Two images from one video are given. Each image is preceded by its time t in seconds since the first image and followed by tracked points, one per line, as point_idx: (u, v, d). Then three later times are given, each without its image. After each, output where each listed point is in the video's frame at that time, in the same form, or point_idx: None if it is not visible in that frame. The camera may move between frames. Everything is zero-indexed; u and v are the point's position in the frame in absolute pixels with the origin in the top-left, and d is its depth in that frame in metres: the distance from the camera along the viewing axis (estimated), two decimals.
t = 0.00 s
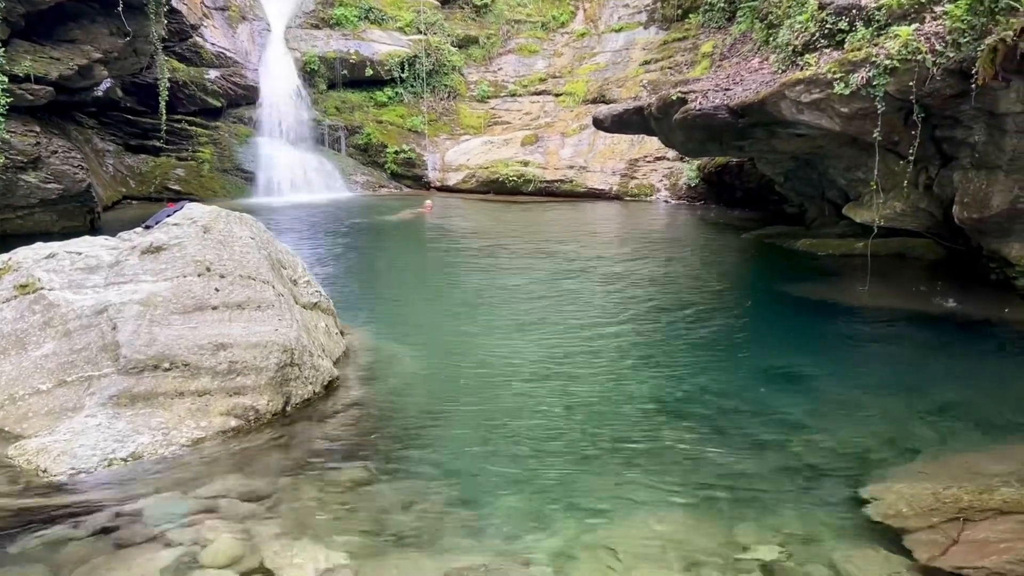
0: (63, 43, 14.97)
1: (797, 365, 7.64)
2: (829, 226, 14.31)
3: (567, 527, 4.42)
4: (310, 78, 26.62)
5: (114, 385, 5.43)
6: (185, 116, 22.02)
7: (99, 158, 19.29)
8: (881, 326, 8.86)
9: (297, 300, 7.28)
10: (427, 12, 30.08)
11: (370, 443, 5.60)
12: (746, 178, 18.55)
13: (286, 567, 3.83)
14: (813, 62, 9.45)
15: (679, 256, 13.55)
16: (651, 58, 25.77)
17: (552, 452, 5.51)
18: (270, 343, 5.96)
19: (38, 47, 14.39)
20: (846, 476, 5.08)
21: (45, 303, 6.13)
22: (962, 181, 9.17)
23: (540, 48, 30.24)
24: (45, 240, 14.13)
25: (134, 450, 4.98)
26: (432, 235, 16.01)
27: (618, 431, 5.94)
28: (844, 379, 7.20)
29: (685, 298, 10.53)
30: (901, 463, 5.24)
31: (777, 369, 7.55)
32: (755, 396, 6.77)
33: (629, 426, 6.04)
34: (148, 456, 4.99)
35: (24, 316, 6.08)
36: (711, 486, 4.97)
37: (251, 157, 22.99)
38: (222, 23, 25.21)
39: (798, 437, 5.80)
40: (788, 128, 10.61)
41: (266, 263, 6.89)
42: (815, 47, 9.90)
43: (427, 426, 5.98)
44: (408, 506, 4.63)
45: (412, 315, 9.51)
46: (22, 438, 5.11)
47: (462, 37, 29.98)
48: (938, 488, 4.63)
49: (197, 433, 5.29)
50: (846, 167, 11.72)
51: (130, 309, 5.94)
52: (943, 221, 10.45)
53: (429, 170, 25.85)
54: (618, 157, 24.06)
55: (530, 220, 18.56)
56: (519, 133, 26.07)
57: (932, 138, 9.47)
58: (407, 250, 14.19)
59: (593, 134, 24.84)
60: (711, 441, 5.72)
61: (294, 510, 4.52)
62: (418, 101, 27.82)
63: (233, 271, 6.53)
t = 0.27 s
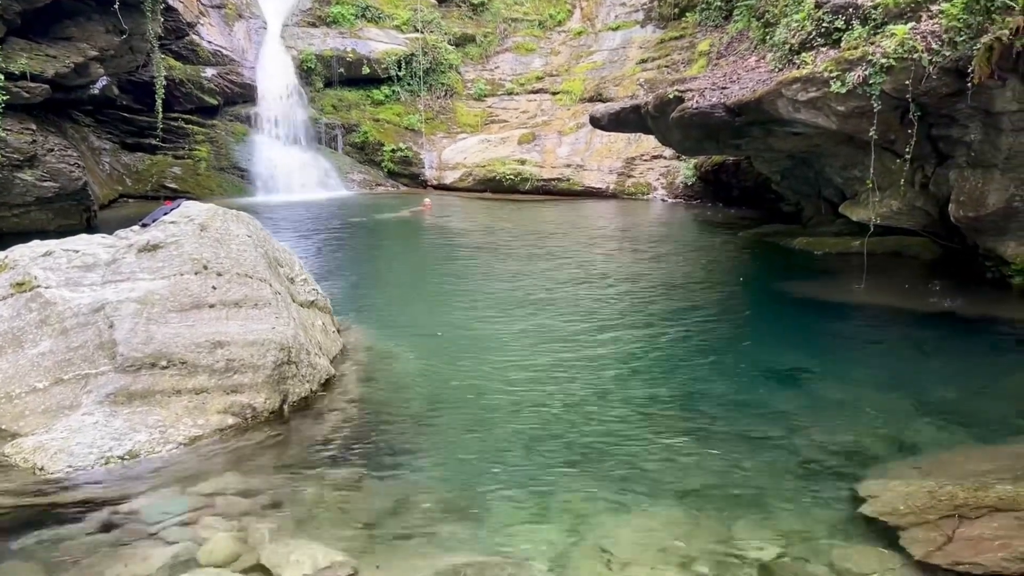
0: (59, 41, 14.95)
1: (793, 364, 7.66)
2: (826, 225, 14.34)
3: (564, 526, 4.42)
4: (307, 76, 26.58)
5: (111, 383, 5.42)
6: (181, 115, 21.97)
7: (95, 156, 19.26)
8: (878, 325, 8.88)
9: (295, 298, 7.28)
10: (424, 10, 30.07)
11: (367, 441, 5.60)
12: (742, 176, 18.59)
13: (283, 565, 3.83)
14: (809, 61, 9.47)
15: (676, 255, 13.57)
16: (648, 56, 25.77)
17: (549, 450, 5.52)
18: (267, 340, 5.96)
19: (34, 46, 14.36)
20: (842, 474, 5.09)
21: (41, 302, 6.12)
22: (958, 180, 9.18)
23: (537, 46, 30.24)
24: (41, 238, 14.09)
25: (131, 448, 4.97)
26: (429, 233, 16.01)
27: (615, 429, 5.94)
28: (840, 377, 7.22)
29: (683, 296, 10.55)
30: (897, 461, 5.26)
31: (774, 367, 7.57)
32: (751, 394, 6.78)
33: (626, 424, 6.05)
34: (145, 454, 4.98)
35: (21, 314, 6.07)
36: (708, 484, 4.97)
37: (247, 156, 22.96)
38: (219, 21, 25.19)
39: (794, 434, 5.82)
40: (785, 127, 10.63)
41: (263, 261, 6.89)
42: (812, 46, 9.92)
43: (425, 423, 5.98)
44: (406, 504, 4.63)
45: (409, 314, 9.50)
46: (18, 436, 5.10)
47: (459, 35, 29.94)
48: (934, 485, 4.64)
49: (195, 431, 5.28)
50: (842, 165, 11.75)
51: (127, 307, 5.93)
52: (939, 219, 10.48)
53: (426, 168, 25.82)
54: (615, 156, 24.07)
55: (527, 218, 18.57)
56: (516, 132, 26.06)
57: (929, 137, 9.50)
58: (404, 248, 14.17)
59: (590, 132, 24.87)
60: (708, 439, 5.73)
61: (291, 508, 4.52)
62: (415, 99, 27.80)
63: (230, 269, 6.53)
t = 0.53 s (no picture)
0: (56, 40, 14.94)
1: (791, 362, 7.67)
2: (823, 224, 14.36)
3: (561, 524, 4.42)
4: (304, 75, 26.55)
5: (109, 382, 5.42)
6: (179, 113, 21.95)
7: (93, 155, 19.23)
8: (875, 324, 8.89)
9: (293, 297, 7.28)
10: (422, 9, 30.06)
11: (365, 440, 5.60)
12: (740, 175, 18.61)
13: (281, 563, 3.83)
14: (807, 60, 9.49)
15: (674, 254, 13.58)
16: (646, 55, 25.76)
17: (548, 449, 5.52)
18: (265, 339, 5.96)
19: (32, 44, 14.34)
20: (840, 472, 5.11)
21: (39, 300, 6.12)
22: (956, 179, 9.22)
23: (535, 45, 30.23)
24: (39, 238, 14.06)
25: (129, 447, 4.97)
26: (427, 232, 16.02)
27: (613, 428, 5.95)
28: (838, 376, 7.23)
29: (680, 295, 10.56)
30: (895, 459, 5.27)
31: (771, 366, 7.58)
32: (749, 392, 6.79)
33: (624, 422, 6.05)
34: (143, 452, 4.98)
35: (18, 312, 6.06)
36: (705, 482, 4.98)
37: (245, 155, 22.94)
38: (216, 19, 25.17)
39: (792, 433, 5.83)
40: (783, 126, 10.65)
41: (261, 260, 6.89)
42: (810, 45, 9.94)
43: (422, 422, 5.99)
44: (404, 502, 4.63)
45: (406, 313, 9.48)
46: (16, 434, 5.10)
47: (457, 34, 29.91)
48: (931, 484, 4.65)
49: (193, 429, 5.28)
50: (840, 165, 11.77)
51: (125, 306, 5.93)
52: (936, 218, 10.50)
53: (424, 167, 25.80)
54: (613, 155, 24.08)
55: (524, 217, 18.59)
56: (513, 131, 26.05)
57: (926, 136, 9.52)
58: (401, 247, 14.17)
59: (588, 131, 24.89)
60: (706, 438, 5.74)
61: (288, 506, 4.52)
62: (413, 98, 27.80)
63: (228, 268, 6.53)
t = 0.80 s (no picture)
0: (56, 39, 14.93)
1: (790, 361, 7.68)
2: (822, 223, 14.37)
3: (561, 523, 4.42)
4: (303, 74, 26.53)
5: (108, 380, 5.42)
6: (178, 112, 21.94)
7: (92, 154, 19.21)
8: (874, 323, 8.91)
9: (292, 296, 7.28)
10: (421, 8, 30.07)
11: (365, 438, 5.60)
12: (739, 175, 18.63)
13: (282, 562, 3.84)
14: (806, 60, 9.49)
15: (673, 253, 13.59)
16: (645, 55, 25.75)
17: (547, 447, 5.53)
18: (265, 338, 5.97)
19: (30, 43, 14.33)
20: (839, 471, 5.12)
21: (39, 299, 6.13)
22: (954, 179, 9.23)
23: (534, 45, 30.24)
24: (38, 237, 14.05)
25: (129, 445, 4.98)
26: (426, 231, 16.02)
27: (613, 426, 5.96)
28: (836, 375, 7.25)
29: (679, 294, 10.56)
30: (893, 458, 5.28)
31: (770, 364, 7.60)
32: (748, 391, 6.81)
33: (623, 421, 6.07)
34: (143, 451, 4.99)
35: (18, 311, 6.07)
36: (704, 481, 4.99)
37: (244, 154, 22.93)
38: (215, 18, 25.14)
39: (791, 431, 5.84)
40: (782, 125, 10.65)
41: (261, 259, 6.90)
42: (809, 45, 9.95)
43: (422, 421, 6.00)
44: (403, 501, 4.64)
45: (406, 313, 9.47)
46: (16, 433, 5.10)
47: (456, 33, 29.90)
48: (930, 482, 4.66)
49: (193, 428, 5.29)
50: (839, 164, 11.78)
51: (125, 304, 5.94)
52: (935, 218, 10.52)
53: (423, 166, 25.79)
54: (612, 154, 24.08)
55: (523, 216, 18.58)
56: (513, 130, 26.05)
57: (925, 135, 9.54)
58: (400, 246, 14.17)
59: (587, 131, 24.90)
60: (705, 436, 5.75)
61: (288, 505, 4.53)
62: (412, 98, 27.80)
63: (228, 267, 6.54)
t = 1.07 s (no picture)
0: (56, 38, 14.96)
1: (789, 360, 7.69)
2: (822, 222, 14.38)
3: (561, 521, 4.43)
4: (303, 73, 26.51)
5: (110, 379, 5.43)
6: (178, 112, 21.96)
7: (93, 153, 19.21)
8: (874, 322, 8.92)
9: (293, 295, 7.29)
10: (421, 8, 30.10)
11: (366, 437, 5.62)
12: (739, 174, 18.63)
13: (282, 559, 3.85)
14: (806, 59, 9.49)
15: (673, 252, 13.60)
16: (645, 54, 25.75)
17: (547, 445, 5.54)
18: (265, 337, 5.98)
19: (31, 42, 14.34)
20: (838, 469, 5.13)
21: (40, 298, 6.15)
22: (954, 178, 9.24)
23: (534, 44, 30.25)
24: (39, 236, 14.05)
25: (130, 444, 4.99)
26: (426, 231, 16.03)
27: (613, 424, 5.97)
28: (837, 373, 7.26)
29: (680, 294, 10.56)
30: (893, 456, 5.29)
31: (771, 364, 7.60)
32: (748, 390, 6.82)
33: (624, 420, 6.08)
34: (145, 449, 5.00)
35: (19, 310, 6.09)
36: (704, 479, 5.00)
37: (244, 153, 22.92)
38: (215, 18, 25.13)
39: (791, 429, 5.86)
40: (782, 124, 10.66)
41: (261, 258, 6.91)
42: (809, 44, 9.95)
43: (422, 419, 6.01)
44: (404, 499, 4.65)
45: (408, 312, 9.46)
46: (17, 431, 5.11)
47: (456, 33, 29.92)
48: (929, 480, 4.67)
49: (194, 426, 5.30)
50: (839, 163, 11.79)
51: (126, 303, 5.95)
52: (935, 217, 10.53)
53: (423, 166, 25.77)
54: (612, 153, 24.08)
55: (523, 216, 18.59)
56: (513, 129, 26.06)
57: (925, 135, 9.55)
58: (400, 246, 14.17)
59: (587, 130, 24.90)
60: (704, 434, 5.76)
61: (289, 503, 4.54)
62: (412, 97, 27.80)
63: (229, 265, 6.55)
